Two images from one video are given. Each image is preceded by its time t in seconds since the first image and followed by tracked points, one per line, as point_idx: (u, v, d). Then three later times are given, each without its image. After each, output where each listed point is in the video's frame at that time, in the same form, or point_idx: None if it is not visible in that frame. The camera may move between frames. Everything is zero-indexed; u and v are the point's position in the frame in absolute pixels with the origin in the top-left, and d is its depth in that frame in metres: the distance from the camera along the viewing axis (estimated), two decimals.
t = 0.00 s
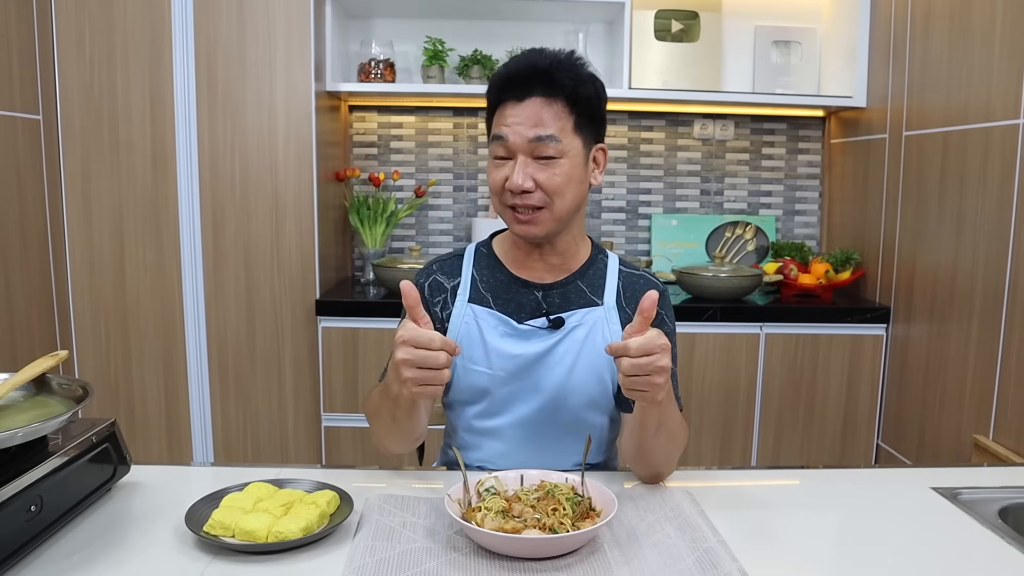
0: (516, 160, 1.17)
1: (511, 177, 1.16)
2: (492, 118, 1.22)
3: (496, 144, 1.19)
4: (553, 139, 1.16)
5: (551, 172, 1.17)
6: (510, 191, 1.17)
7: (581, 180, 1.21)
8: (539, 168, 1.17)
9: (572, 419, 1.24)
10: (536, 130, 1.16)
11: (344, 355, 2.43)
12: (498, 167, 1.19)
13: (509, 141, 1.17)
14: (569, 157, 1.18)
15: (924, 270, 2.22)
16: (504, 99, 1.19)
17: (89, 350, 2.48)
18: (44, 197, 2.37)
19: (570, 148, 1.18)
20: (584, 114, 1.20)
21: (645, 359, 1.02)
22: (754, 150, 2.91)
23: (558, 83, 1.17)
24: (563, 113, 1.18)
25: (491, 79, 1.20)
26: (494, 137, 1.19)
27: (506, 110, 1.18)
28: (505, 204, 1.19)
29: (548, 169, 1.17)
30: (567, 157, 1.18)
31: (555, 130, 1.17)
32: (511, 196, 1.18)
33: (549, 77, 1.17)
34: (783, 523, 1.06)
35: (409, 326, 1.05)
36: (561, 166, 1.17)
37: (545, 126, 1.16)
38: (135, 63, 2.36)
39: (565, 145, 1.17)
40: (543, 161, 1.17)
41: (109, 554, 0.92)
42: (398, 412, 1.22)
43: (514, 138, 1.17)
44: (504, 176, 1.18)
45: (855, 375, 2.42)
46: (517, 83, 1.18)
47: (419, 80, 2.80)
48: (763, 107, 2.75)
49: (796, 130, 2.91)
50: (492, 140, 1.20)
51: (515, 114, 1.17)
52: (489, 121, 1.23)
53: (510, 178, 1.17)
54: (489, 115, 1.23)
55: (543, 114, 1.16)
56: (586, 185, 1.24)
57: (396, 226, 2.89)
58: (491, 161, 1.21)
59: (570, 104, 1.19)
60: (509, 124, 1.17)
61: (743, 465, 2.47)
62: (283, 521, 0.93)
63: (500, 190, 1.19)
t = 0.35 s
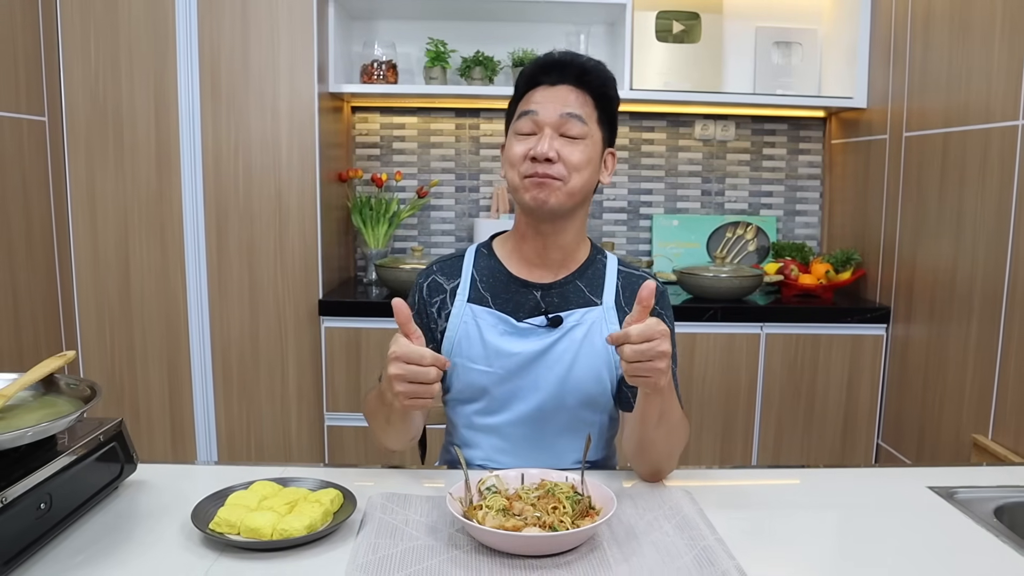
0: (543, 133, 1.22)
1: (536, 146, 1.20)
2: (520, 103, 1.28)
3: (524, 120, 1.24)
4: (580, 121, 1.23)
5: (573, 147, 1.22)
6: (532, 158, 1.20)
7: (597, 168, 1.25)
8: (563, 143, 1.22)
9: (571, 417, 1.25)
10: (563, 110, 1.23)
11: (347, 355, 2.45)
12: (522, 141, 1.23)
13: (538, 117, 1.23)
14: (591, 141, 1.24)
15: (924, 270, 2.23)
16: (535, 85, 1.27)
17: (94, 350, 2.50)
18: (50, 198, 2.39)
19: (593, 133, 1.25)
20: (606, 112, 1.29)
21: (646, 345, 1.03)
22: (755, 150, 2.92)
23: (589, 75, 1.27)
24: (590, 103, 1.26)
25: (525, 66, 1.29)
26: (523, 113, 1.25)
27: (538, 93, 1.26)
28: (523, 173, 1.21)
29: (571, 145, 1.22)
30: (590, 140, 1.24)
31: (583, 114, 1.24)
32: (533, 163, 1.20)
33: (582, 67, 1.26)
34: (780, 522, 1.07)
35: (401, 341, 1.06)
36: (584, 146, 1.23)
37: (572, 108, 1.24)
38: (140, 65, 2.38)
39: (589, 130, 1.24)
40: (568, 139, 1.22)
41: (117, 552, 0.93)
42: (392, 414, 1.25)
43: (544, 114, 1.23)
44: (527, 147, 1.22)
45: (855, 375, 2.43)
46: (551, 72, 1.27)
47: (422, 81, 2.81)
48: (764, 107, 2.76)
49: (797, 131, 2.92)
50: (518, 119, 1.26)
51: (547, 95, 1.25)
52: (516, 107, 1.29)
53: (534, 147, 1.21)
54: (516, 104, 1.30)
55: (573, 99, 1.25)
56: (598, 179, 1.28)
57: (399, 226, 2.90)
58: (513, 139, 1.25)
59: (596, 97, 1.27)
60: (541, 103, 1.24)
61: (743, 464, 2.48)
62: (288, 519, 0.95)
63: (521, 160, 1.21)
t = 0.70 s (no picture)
0: (546, 132, 1.24)
1: (541, 143, 1.22)
2: (524, 101, 1.30)
3: (529, 118, 1.26)
4: (584, 123, 1.26)
5: (576, 148, 1.24)
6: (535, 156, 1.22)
7: (596, 169, 1.28)
8: (567, 142, 1.24)
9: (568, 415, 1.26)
10: (567, 111, 1.25)
11: (350, 355, 2.46)
12: (525, 138, 1.25)
13: (543, 115, 1.25)
14: (593, 143, 1.27)
15: (926, 270, 2.24)
16: (539, 85, 1.29)
17: (99, 351, 2.52)
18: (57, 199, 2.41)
19: (595, 136, 1.27)
20: (607, 116, 1.31)
21: (647, 299, 1.07)
22: (758, 151, 2.92)
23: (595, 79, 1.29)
24: (593, 106, 1.28)
25: (531, 66, 1.30)
26: (527, 111, 1.26)
27: (543, 92, 1.28)
28: (526, 169, 1.23)
29: (574, 145, 1.24)
30: (592, 142, 1.26)
31: (586, 116, 1.26)
32: (536, 160, 1.22)
33: (587, 71, 1.28)
34: (779, 522, 1.08)
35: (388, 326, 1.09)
36: (586, 147, 1.25)
37: (576, 109, 1.26)
38: (145, 67, 2.39)
39: (592, 132, 1.27)
40: (572, 138, 1.24)
41: (121, 550, 0.95)
42: (389, 400, 1.25)
43: (548, 113, 1.25)
44: (531, 144, 1.23)
45: (857, 375, 2.43)
46: (556, 73, 1.29)
47: (425, 83, 2.83)
48: (766, 108, 2.76)
49: (800, 131, 2.93)
50: (522, 117, 1.27)
51: (552, 96, 1.27)
52: (519, 105, 1.30)
53: (538, 144, 1.22)
54: (518, 102, 1.32)
55: (578, 101, 1.27)
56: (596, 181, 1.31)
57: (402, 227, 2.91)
58: (516, 135, 1.27)
59: (599, 101, 1.30)
60: (546, 102, 1.26)
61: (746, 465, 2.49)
62: (290, 517, 0.96)
63: (525, 156, 1.23)
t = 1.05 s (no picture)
0: (533, 143, 1.23)
1: (526, 157, 1.22)
2: (514, 108, 1.28)
3: (517, 128, 1.25)
4: (572, 130, 1.23)
5: (563, 159, 1.23)
6: (522, 170, 1.22)
7: (589, 175, 1.26)
8: (554, 153, 1.23)
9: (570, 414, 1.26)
10: (556, 119, 1.23)
11: (351, 353, 2.47)
12: (514, 149, 1.25)
13: (530, 126, 1.24)
14: (583, 150, 1.25)
15: (925, 270, 2.25)
16: (529, 90, 1.27)
17: (100, 351, 2.52)
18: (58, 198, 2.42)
19: (585, 142, 1.25)
20: (602, 117, 1.28)
21: (647, 299, 1.08)
22: (757, 151, 2.93)
23: (585, 80, 1.25)
24: (583, 109, 1.25)
25: (520, 70, 1.28)
26: (515, 121, 1.25)
27: (532, 99, 1.25)
28: (514, 184, 1.23)
29: (562, 155, 1.23)
30: (582, 150, 1.24)
31: (575, 122, 1.24)
32: (523, 175, 1.22)
33: (576, 73, 1.25)
34: (779, 520, 1.09)
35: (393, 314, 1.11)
36: (575, 157, 1.23)
37: (565, 117, 1.23)
38: (147, 67, 2.40)
39: (582, 138, 1.24)
40: (559, 148, 1.23)
41: (127, 546, 0.95)
42: (387, 390, 1.26)
43: (535, 123, 1.23)
44: (518, 157, 1.23)
45: (856, 375, 2.44)
46: (545, 77, 1.26)
47: (425, 84, 2.84)
48: (765, 109, 2.77)
49: (799, 132, 2.94)
50: (512, 125, 1.26)
51: (540, 103, 1.24)
52: (511, 111, 1.29)
53: (524, 158, 1.22)
54: (512, 105, 1.30)
55: (567, 106, 1.24)
56: (591, 184, 1.29)
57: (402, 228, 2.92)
58: (506, 145, 1.26)
59: (591, 103, 1.26)
60: (533, 110, 1.24)
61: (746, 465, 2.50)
62: (294, 514, 0.97)
63: (513, 170, 1.23)
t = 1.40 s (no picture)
0: (517, 171, 1.19)
1: (510, 187, 1.19)
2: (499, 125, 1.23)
3: (500, 152, 1.21)
4: (554, 155, 1.18)
5: (548, 186, 1.19)
6: (508, 201, 1.20)
7: (579, 193, 1.22)
8: (538, 181, 1.19)
9: (575, 408, 1.27)
10: (537, 145, 1.18)
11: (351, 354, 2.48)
12: (499, 175, 1.21)
13: (511, 152, 1.19)
14: (568, 172, 1.20)
15: (922, 270, 2.26)
16: (511, 110, 1.21)
17: (100, 352, 2.53)
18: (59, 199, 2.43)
19: (570, 164, 1.20)
20: (587, 131, 1.22)
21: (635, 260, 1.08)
22: (755, 153, 2.95)
23: (564, 100, 1.19)
24: (565, 129, 1.19)
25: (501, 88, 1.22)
26: (498, 146, 1.21)
27: (512, 121, 1.20)
28: (504, 211, 1.22)
29: (546, 181, 1.19)
30: (567, 172, 1.20)
31: (556, 146, 1.18)
32: (509, 205, 1.20)
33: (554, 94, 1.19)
34: (780, 517, 1.10)
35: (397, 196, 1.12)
36: (561, 181, 1.19)
37: (546, 141, 1.18)
38: (148, 69, 2.41)
39: (566, 160, 1.19)
40: (543, 174, 1.19)
41: (135, 541, 0.96)
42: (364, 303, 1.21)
43: (516, 149, 1.19)
44: (504, 185, 1.21)
45: (854, 375, 2.46)
46: (525, 96, 1.20)
47: (425, 86, 2.85)
48: (763, 112, 2.79)
49: (796, 134, 2.95)
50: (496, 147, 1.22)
51: (519, 127, 1.19)
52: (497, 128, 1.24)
53: (509, 188, 1.19)
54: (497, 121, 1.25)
55: (547, 129, 1.18)
56: (584, 197, 1.25)
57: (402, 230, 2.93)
58: (494, 167, 1.23)
59: (574, 119, 1.20)
60: (513, 135, 1.19)
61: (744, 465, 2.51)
62: (301, 509, 0.97)
63: (500, 197, 1.21)
